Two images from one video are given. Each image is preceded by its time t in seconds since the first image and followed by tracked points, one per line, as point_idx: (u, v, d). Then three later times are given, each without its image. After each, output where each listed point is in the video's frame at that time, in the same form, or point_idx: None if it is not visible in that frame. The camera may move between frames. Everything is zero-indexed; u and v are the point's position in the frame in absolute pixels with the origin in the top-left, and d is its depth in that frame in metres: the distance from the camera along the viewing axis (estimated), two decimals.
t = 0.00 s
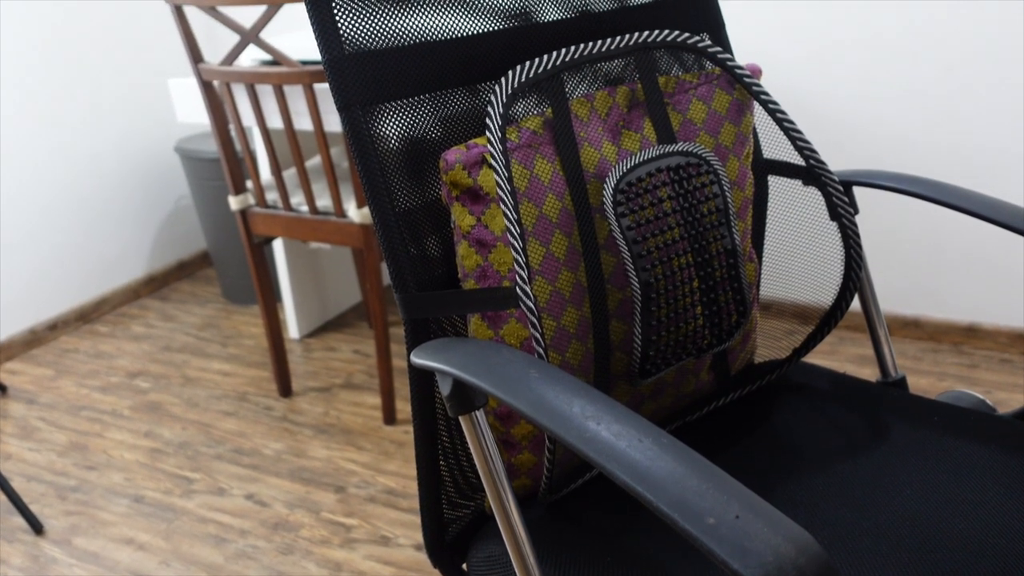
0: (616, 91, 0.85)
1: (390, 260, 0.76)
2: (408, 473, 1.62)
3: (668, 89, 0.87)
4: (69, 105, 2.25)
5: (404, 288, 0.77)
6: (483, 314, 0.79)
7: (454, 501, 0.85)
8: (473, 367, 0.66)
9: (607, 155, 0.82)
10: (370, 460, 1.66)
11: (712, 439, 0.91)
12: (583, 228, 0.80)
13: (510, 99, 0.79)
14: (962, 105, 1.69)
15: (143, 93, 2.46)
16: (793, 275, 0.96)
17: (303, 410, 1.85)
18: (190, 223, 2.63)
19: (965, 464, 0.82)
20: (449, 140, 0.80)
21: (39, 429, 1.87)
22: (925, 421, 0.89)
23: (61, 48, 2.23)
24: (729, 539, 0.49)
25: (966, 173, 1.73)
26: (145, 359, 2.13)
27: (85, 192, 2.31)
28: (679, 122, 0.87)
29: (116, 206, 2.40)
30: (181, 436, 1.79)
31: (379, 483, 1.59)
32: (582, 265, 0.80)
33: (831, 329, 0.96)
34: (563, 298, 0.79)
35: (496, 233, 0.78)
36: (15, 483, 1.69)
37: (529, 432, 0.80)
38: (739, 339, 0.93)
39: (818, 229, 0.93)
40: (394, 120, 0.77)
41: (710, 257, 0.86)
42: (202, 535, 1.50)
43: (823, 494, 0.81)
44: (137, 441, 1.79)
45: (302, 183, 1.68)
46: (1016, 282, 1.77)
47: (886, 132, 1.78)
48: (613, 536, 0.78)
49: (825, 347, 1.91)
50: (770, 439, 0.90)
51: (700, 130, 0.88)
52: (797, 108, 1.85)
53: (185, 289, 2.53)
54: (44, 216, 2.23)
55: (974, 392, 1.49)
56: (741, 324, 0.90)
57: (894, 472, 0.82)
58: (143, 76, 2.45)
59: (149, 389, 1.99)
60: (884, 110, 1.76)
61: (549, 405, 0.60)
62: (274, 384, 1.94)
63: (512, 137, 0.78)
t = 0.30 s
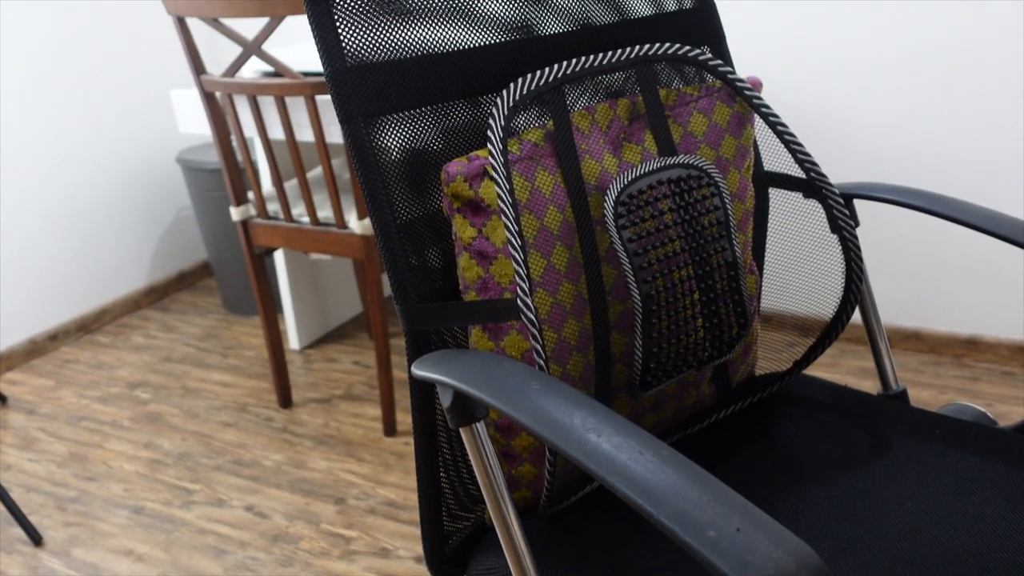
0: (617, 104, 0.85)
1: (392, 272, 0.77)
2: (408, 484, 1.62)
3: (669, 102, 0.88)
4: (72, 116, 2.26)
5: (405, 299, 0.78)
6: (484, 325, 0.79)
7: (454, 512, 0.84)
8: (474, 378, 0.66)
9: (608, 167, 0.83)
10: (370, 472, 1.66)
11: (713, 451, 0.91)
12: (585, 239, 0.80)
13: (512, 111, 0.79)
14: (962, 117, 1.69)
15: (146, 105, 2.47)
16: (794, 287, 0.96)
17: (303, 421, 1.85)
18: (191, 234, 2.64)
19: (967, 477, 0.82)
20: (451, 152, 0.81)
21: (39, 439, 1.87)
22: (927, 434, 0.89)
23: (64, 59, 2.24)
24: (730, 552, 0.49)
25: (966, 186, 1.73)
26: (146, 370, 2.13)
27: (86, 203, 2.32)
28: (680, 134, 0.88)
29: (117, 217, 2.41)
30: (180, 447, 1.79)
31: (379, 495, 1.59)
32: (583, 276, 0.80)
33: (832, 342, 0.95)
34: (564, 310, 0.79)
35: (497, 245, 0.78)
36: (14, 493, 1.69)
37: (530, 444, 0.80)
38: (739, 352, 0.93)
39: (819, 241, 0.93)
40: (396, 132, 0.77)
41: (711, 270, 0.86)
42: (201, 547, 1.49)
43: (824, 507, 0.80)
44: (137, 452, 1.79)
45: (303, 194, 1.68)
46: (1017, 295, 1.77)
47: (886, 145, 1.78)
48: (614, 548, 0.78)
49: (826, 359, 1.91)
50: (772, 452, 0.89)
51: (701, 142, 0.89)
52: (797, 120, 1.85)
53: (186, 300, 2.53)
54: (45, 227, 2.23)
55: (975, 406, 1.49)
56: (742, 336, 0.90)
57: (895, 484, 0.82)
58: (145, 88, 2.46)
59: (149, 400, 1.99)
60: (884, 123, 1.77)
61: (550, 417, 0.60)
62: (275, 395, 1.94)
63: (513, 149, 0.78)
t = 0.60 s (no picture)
0: (618, 117, 0.85)
1: (393, 284, 0.77)
2: (408, 497, 1.61)
3: (670, 115, 0.88)
4: (75, 128, 2.27)
5: (407, 311, 0.78)
6: (485, 337, 0.79)
7: (455, 525, 0.84)
8: (476, 391, 0.66)
9: (609, 180, 0.83)
10: (371, 484, 1.65)
11: (714, 464, 0.91)
12: (586, 252, 0.80)
13: (513, 124, 0.79)
14: (963, 131, 1.70)
15: (150, 118, 2.48)
16: (795, 300, 0.96)
17: (303, 432, 1.85)
18: (193, 245, 2.64)
19: (968, 491, 0.82)
20: (453, 165, 0.81)
21: (39, 450, 1.86)
22: (928, 447, 0.89)
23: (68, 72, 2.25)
24: (731, 565, 0.48)
25: (966, 199, 1.74)
26: (147, 381, 2.13)
27: (88, 214, 2.32)
28: (680, 147, 0.88)
29: (119, 228, 2.41)
30: (181, 459, 1.79)
31: (380, 507, 1.58)
32: (584, 289, 0.80)
33: (834, 354, 0.95)
34: (565, 322, 0.79)
35: (498, 258, 0.78)
36: (14, 505, 1.68)
37: (531, 457, 0.80)
38: (740, 365, 0.93)
39: (819, 254, 0.94)
40: (398, 144, 0.77)
41: (712, 282, 0.86)
42: (201, 559, 1.49)
43: (825, 520, 0.80)
44: (137, 463, 1.78)
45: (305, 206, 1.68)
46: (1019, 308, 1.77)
47: (886, 158, 1.79)
48: (614, 561, 0.78)
49: (827, 372, 1.91)
50: (773, 465, 0.89)
51: (702, 155, 0.89)
52: (798, 133, 1.86)
53: (187, 311, 2.54)
54: (46, 238, 2.23)
55: (977, 419, 1.48)
56: (744, 348, 0.90)
57: (896, 498, 0.82)
58: (148, 100, 2.47)
59: (149, 411, 1.99)
60: (885, 136, 1.77)
61: (552, 429, 0.60)
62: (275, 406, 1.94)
63: (515, 162, 0.78)
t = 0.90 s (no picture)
0: (619, 127, 0.86)
1: (394, 293, 0.77)
2: (408, 506, 1.61)
3: (671, 125, 0.88)
4: (77, 137, 2.28)
5: (408, 321, 0.78)
6: (486, 347, 0.79)
7: (455, 535, 0.84)
8: (477, 400, 0.66)
9: (610, 190, 0.83)
10: (371, 493, 1.65)
11: (715, 474, 0.91)
12: (587, 261, 0.80)
13: (515, 134, 0.79)
14: (964, 140, 1.70)
15: (153, 127, 2.48)
16: (795, 310, 0.96)
17: (304, 442, 1.85)
18: (194, 254, 2.64)
19: (970, 501, 0.82)
20: (454, 174, 0.81)
21: (39, 459, 1.86)
22: (929, 457, 0.89)
23: (70, 81, 2.25)
24: None
25: (967, 209, 1.74)
26: (147, 390, 2.13)
27: (89, 223, 2.33)
28: (681, 157, 0.88)
29: (121, 237, 2.42)
30: (181, 468, 1.78)
31: (380, 516, 1.58)
32: (585, 298, 0.80)
33: (835, 363, 0.96)
34: (566, 332, 0.79)
35: (499, 267, 0.78)
36: (14, 514, 1.68)
37: (532, 466, 0.80)
38: (740, 375, 0.92)
39: (819, 264, 0.94)
40: (399, 154, 0.78)
41: (713, 292, 0.86)
42: (201, 568, 1.48)
43: (827, 530, 0.80)
44: (138, 472, 1.78)
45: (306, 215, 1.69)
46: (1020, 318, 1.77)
47: (886, 168, 1.79)
48: (615, 572, 0.78)
49: (829, 382, 1.91)
50: (774, 475, 0.89)
51: (703, 165, 0.89)
52: (798, 143, 1.86)
53: (188, 320, 2.54)
54: (47, 246, 2.23)
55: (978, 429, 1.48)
56: (744, 358, 0.90)
57: (897, 508, 0.82)
58: (150, 109, 2.47)
59: (150, 420, 1.99)
60: (885, 146, 1.78)
61: (553, 439, 0.60)
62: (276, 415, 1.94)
63: (516, 171, 0.79)
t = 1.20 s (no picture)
0: (620, 142, 0.86)
1: (396, 307, 0.77)
2: (408, 521, 1.60)
3: (672, 140, 0.89)
4: (80, 150, 2.28)
5: (410, 335, 0.78)
6: (487, 361, 0.79)
7: (456, 550, 0.84)
8: (478, 415, 0.66)
9: (611, 205, 0.83)
10: (371, 507, 1.65)
11: (716, 489, 0.90)
12: (588, 275, 0.81)
13: (516, 149, 0.80)
14: (964, 155, 1.70)
15: (156, 140, 2.49)
16: (797, 325, 0.96)
17: (304, 455, 1.84)
18: (196, 268, 2.65)
19: (972, 517, 0.82)
20: (456, 189, 0.82)
21: (39, 472, 1.86)
22: (931, 473, 0.89)
23: (74, 94, 2.27)
24: None
25: (967, 224, 1.74)
26: (148, 403, 2.13)
27: (91, 236, 2.33)
28: (682, 173, 0.89)
29: (123, 249, 2.42)
30: (181, 481, 1.78)
31: (380, 531, 1.58)
32: (586, 312, 0.80)
33: (837, 379, 0.95)
34: (567, 346, 0.79)
35: (500, 281, 0.78)
36: (13, 527, 1.68)
37: (533, 481, 0.80)
38: (742, 390, 0.92)
39: (821, 279, 0.94)
40: (402, 168, 0.78)
41: (714, 307, 0.86)
42: None
43: (828, 546, 0.80)
44: (137, 486, 1.78)
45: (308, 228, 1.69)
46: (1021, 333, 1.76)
47: (886, 182, 1.79)
48: None
49: (831, 397, 1.91)
50: (776, 490, 0.89)
51: (704, 181, 0.90)
52: (799, 157, 1.87)
53: (189, 333, 2.54)
54: (49, 258, 2.24)
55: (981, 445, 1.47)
56: (745, 373, 0.90)
57: (899, 523, 0.82)
58: (154, 121, 2.48)
59: (150, 433, 1.99)
60: (887, 160, 1.78)
61: (555, 454, 0.60)
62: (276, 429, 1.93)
63: (518, 186, 0.79)
